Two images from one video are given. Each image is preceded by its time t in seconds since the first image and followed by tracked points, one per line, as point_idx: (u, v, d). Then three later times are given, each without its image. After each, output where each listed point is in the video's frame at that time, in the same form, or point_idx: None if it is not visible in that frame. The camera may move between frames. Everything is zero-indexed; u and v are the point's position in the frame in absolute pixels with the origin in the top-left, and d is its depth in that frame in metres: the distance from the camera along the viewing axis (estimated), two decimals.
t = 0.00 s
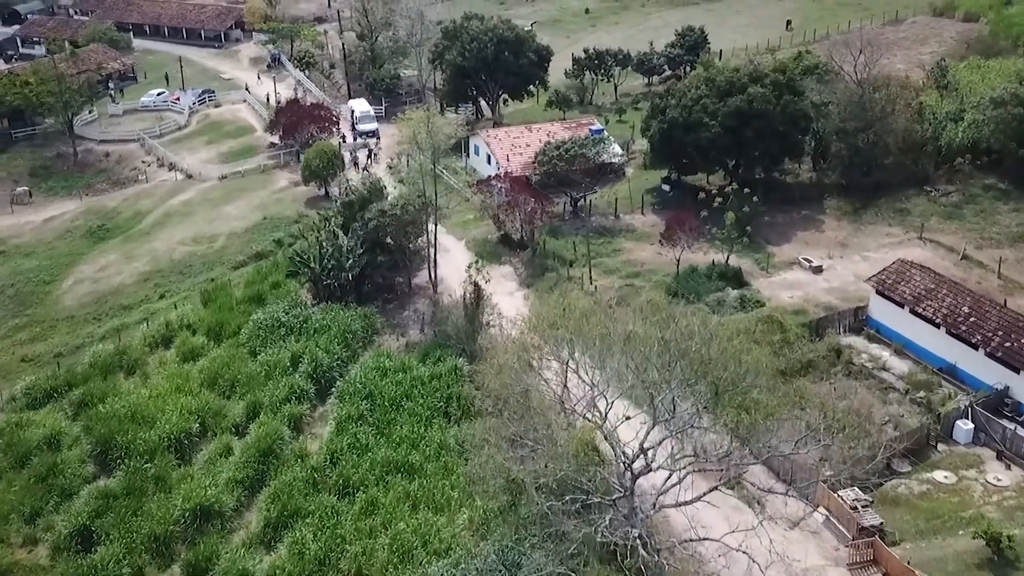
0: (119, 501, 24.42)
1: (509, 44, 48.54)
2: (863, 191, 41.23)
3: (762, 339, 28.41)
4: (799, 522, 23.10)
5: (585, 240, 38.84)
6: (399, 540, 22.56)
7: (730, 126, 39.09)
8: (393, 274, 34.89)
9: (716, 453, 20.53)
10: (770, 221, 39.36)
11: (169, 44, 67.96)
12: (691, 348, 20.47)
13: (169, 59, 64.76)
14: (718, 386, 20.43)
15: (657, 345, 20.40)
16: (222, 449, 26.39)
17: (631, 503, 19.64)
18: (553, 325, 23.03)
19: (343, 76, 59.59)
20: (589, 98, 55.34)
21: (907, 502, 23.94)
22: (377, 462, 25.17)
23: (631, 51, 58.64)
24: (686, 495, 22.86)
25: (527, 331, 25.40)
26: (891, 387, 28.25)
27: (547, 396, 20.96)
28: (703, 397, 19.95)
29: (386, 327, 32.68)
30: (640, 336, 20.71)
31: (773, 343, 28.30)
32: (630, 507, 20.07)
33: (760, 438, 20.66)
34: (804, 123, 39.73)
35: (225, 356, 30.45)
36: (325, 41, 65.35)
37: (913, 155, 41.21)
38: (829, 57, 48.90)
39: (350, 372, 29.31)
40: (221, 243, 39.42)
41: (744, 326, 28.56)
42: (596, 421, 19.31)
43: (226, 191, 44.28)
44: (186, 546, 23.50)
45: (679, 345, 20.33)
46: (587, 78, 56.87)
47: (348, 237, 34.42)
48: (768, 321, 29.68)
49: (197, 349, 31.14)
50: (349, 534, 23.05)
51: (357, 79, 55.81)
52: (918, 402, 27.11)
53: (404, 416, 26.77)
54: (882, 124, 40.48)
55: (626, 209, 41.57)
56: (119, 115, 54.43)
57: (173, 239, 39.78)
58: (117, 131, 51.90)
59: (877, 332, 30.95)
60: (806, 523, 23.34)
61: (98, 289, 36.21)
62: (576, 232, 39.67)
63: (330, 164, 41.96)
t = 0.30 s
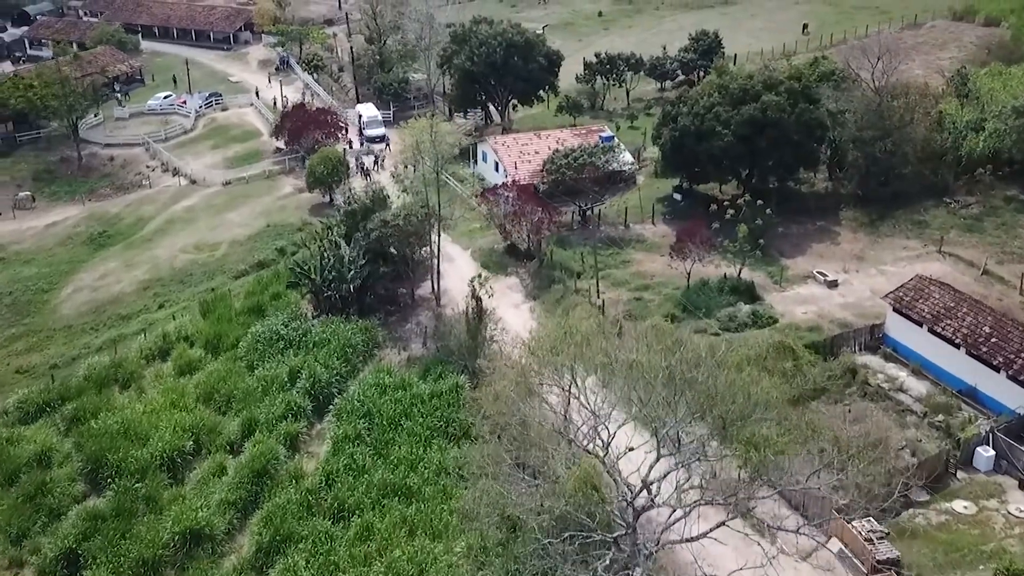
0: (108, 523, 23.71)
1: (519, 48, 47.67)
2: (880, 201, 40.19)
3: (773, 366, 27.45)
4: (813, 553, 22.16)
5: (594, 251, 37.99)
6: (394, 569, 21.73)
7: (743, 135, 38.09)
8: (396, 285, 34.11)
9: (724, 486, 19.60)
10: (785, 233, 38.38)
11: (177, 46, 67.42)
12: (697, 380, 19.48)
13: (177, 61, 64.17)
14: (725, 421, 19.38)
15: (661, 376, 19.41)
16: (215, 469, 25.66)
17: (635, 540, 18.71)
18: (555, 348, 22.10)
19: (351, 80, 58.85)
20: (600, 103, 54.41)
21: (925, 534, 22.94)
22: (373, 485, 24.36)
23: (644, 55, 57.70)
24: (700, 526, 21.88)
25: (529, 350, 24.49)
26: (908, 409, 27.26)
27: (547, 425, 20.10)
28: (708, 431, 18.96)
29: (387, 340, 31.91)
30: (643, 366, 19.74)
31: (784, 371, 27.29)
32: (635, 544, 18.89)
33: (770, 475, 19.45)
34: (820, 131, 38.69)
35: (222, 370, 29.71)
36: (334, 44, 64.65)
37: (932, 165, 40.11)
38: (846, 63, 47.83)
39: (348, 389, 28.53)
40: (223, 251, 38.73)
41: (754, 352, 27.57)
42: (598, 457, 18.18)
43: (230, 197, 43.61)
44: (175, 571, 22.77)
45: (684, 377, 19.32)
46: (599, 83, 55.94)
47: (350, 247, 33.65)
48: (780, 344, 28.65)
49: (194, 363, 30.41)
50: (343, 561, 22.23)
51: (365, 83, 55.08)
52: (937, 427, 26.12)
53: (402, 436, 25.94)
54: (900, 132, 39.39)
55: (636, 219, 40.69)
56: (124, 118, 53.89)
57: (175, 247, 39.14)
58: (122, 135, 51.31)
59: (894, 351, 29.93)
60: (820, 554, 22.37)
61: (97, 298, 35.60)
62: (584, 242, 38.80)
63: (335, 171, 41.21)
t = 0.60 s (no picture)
0: (96, 546, 23.01)
1: (528, 53, 46.80)
2: (898, 213, 39.13)
3: (784, 389, 26.45)
4: None
5: (603, 262, 37.10)
6: None
7: (757, 144, 37.11)
8: (399, 297, 33.32)
9: (732, 523, 18.65)
10: (799, 245, 37.38)
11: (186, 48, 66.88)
12: (704, 413, 18.55)
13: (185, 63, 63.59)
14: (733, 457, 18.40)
15: (666, 409, 18.55)
16: (208, 489, 24.91)
17: None
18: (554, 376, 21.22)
19: (360, 83, 58.12)
20: (611, 108, 53.50)
21: (944, 569, 21.91)
22: (369, 509, 23.53)
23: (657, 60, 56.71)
24: (713, 559, 20.52)
25: (531, 372, 23.59)
26: (926, 434, 26.24)
27: (546, 459, 19.26)
28: (716, 467, 18.04)
29: (388, 354, 31.09)
30: (647, 398, 18.89)
31: (796, 403, 25.92)
32: None
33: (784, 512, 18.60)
34: (836, 141, 37.65)
35: (218, 385, 28.94)
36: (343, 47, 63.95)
37: (952, 175, 38.98)
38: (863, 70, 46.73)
39: (347, 406, 27.74)
40: (224, 260, 38.03)
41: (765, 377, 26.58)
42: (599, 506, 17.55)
43: (233, 203, 42.91)
44: None
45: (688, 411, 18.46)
46: (611, 88, 54.99)
47: (353, 258, 32.88)
48: (792, 374, 27.35)
49: (191, 376, 29.69)
50: None
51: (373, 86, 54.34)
52: (957, 454, 25.10)
53: (400, 458, 25.09)
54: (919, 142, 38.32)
55: (647, 229, 39.77)
56: (130, 122, 53.31)
57: (176, 255, 38.47)
58: (127, 139, 50.72)
59: (912, 371, 28.91)
60: None
61: (95, 307, 34.94)
62: (593, 253, 37.88)
63: (340, 178, 40.44)
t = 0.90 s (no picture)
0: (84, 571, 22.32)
1: (540, 57, 45.89)
2: (918, 225, 38.06)
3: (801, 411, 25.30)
4: None
5: (613, 273, 36.19)
6: None
7: (773, 154, 36.11)
8: (403, 310, 32.55)
9: (742, 563, 17.72)
10: (815, 258, 36.40)
11: (195, 50, 66.33)
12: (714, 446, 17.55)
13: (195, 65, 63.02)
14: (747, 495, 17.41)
15: (673, 445, 17.45)
16: (201, 511, 24.14)
17: None
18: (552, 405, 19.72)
19: (370, 87, 57.37)
20: (624, 114, 52.57)
21: None
22: (365, 534, 22.68)
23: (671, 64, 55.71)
24: None
25: (534, 394, 22.67)
26: (947, 459, 25.26)
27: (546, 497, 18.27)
28: (726, 506, 17.08)
29: (390, 369, 30.30)
30: (653, 433, 17.72)
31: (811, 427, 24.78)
32: None
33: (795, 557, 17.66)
34: (854, 151, 36.56)
35: (215, 400, 28.17)
36: (353, 49, 63.23)
37: (974, 185, 37.88)
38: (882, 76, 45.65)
39: (345, 424, 26.94)
40: (227, 268, 37.32)
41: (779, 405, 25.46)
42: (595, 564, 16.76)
43: (238, 209, 42.24)
44: None
45: (698, 444, 17.35)
46: (624, 93, 54.00)
47: (356, 269, 32.11)
48: (806, 407, 25.36)
49: (188, 391, 28.95)
50: None
51: (382, 90, 53.60)
52: (979, 482, 24.11)
53: (399, 480, 24.24)
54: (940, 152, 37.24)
55: (659, 240, 38.87)
56: (137, 125, 52.76)
57: (179, 263, 37.77)
58: (132, 142, 50.09)
59: (932, 393, 27.88)
60: None
61: (94, 316, 34.28)
62: (602, 263, 36.99)
63: (346, 186, 39.64)
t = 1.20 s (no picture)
0: None
1: (552, 62, 44.99)
2: (940, 238, 36.95)
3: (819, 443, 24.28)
4: None
5: (624, 286, 35.21)
6: None
7: (791, 164, 35.06)
8: (408, 323, 31.73)
9: None
10: (834, 273, 35.31)
11: (206, 52, 65.80)
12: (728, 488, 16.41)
13: (206, 67, 62.46)
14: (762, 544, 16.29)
15: (681, 487, 16.45)
16: (194, 534, 23.38)
17: None
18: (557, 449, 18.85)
19: (381, 91, 56.61)
20: (638, 120, 51.58)
21: None
22: (362, 562, 21.80)
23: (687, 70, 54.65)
24: None
25: (538, 421, 21.75)
26: (971, 489, 24.20)
27: (547, 539, 17.25)
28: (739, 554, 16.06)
29: (393, 385, 29.46)
30: (659, 475, 16.78)
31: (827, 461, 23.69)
32: None
33: None
34: (875, 162, 35.42)
35: (212, 417, 27.41)
36: (365, 52, 62.49)
37: (1000, 198, 36.70)
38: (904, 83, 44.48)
39: (346, 444, 26.14)
40: (230, 277, 36.63)
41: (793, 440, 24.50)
42: None
43: (243, 216, 41.56)
44: None
45: (708, 487, 16.31)
46: (638, 98, 52.99)
47: (360, 281, 31.28)
48: (823, 442, 24.51)
49: (186, 406, 28.22)
50: None
51: (393, 95, 52.82)
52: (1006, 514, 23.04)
53: (398, 506, 23.37)
54: (964, 163, 36.12)
55: (672, 251, 37.89)
56: (145, 128, 52.22)
57: (182, 271, 37.11)
58: (140, 146, 49.51)
59: (955, 417, 26.79)
60: None
61: (95, 325, 33.63)
62: (613, 276, 36.09)
63: (353, 194, 38.86)
